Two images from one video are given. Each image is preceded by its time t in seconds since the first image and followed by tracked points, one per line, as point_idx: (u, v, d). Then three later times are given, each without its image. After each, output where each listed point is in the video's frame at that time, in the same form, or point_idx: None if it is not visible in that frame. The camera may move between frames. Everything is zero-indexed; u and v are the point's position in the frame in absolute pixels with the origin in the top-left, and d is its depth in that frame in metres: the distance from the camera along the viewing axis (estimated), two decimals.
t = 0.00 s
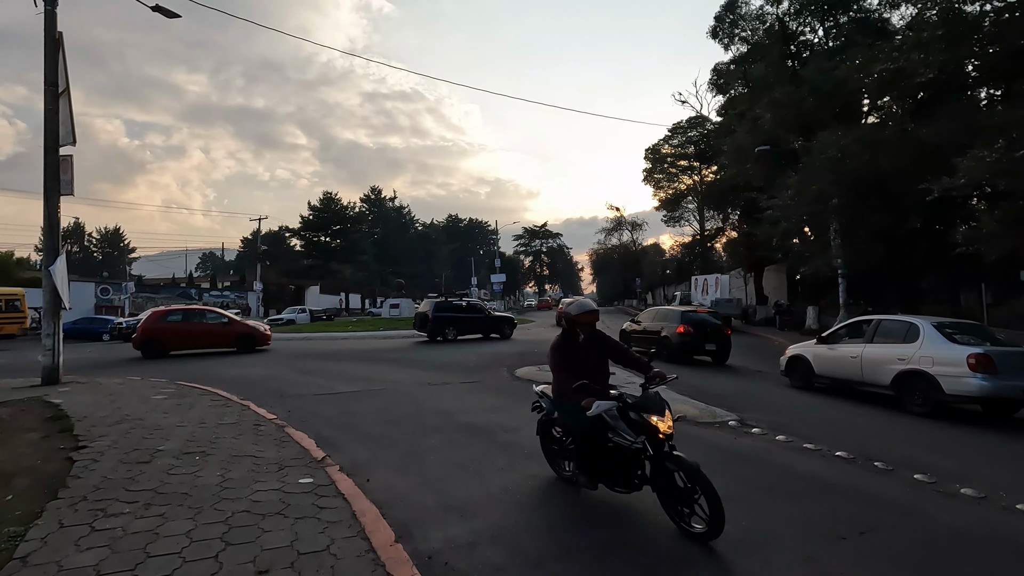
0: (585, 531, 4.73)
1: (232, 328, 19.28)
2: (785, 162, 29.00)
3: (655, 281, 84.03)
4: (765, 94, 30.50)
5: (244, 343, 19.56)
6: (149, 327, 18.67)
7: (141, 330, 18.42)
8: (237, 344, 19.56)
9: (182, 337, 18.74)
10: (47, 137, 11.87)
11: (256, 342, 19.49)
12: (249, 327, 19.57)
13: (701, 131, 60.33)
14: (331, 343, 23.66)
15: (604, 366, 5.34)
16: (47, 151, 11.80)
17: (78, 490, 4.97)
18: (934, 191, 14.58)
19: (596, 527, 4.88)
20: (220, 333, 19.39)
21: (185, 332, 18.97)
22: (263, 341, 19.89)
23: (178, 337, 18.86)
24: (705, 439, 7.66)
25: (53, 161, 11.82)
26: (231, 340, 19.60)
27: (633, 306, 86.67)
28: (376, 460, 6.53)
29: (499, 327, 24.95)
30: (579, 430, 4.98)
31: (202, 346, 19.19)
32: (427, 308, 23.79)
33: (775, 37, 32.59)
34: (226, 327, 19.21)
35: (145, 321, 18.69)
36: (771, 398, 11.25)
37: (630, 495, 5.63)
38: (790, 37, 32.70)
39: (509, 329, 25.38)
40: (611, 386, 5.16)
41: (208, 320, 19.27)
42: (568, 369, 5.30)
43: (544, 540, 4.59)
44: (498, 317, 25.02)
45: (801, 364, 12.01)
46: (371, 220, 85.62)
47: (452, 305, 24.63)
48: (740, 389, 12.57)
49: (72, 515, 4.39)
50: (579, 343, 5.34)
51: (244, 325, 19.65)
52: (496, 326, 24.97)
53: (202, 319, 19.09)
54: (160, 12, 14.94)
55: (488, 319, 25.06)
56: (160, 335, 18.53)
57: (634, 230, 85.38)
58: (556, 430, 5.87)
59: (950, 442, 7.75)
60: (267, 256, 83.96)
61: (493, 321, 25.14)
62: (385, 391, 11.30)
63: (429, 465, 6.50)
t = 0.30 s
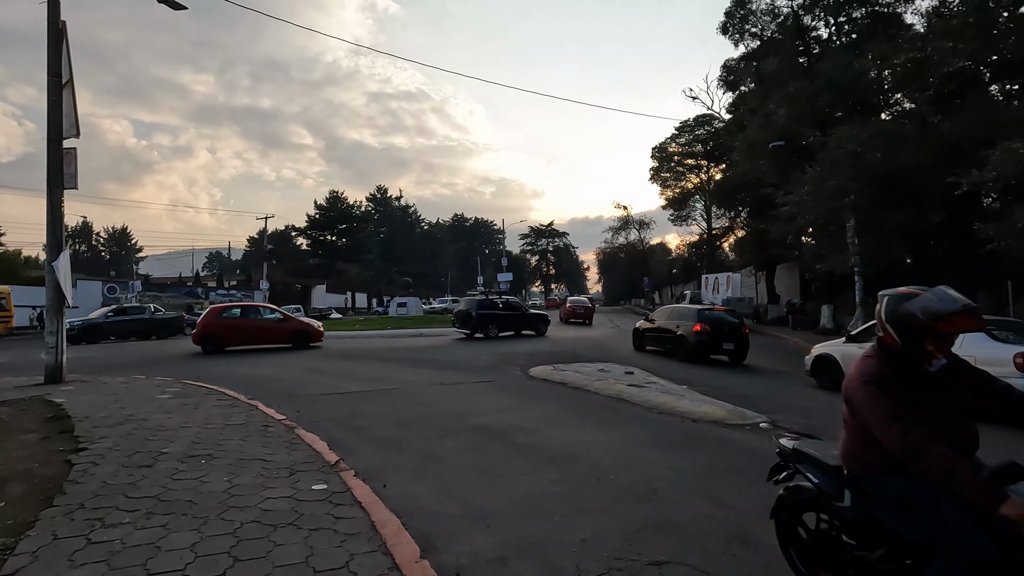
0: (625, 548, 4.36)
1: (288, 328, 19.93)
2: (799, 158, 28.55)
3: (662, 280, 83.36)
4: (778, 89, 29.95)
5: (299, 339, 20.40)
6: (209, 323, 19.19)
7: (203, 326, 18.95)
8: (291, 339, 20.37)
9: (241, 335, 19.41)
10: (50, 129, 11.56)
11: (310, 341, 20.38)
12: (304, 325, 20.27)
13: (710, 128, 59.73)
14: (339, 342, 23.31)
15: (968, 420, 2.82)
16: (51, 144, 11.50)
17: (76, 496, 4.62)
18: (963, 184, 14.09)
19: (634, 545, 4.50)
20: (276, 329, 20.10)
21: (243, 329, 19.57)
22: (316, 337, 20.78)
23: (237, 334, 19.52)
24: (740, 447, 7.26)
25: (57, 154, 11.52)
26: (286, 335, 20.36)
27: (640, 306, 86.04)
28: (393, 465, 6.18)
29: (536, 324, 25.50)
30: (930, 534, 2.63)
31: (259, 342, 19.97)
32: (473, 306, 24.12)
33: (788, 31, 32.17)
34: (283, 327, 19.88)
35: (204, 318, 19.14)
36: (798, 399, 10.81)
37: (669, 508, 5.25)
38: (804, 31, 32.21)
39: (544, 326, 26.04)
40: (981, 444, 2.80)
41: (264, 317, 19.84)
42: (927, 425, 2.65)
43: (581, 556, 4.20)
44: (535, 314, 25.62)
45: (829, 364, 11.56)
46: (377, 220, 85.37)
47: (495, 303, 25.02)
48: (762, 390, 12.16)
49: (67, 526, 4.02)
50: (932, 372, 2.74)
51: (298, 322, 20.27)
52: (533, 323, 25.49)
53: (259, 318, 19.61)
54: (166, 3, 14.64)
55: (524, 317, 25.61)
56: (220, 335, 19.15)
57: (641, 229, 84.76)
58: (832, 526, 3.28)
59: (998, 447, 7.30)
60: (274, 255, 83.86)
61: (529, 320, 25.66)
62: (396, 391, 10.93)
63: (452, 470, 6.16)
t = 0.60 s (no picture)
0: None
1: (342, 327, 20.17)
2: (816, 154, 28.01)
3: (671, 279, 82.61)
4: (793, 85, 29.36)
5: (352, 338, 20.62)
6: (266, 322, 19.50)
7: (261, 325, 19.28)
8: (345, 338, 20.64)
9: (296, 335, 19.70)
10: (54, 126, 11.25)
11: (363, 341, 20.63)
12: (357, 324, 20.48)
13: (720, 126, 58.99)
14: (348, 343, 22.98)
15: None
16: (54, 141, 11.20)
17: (70, 521, 4.23)
18: (997, 179, 13.53)
19: None
20: (330, 328, 20.34)
21: (298, 328, 19.85)
22: (369, 336, 20.99)
23: (293, 332, 19.82)
24: (778, 459, 6.82)
25: (61, 152, 11.22)
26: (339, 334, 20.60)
27: (649, 305, 85.36)
28: (412, 480, 5.77)
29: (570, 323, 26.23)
30: None
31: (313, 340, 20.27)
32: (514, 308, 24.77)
33: (804, 25, 31.64)
34: (337, 326, 20.10)
35: (262, 316, 19.45)
36: (829, 405, 10.35)
37: (714, 532, 4.81)
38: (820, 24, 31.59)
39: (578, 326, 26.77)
40: None
41: (320, 316, 20.08)
42: None
43: None
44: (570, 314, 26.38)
45: (862, 369, 11.10)
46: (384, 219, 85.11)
47: (534, 304, 25.64)
48: (788, 394, 11.68)
49: (58, 557, 3.65)
50: None
51: (351, 321, 20.47)
52: (568, 323, 26.21)
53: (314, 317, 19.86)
54: None
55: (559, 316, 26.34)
56: (277, 334, 19.44)
57: (650, 227, 84.09)
58: None
59: None
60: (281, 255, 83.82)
61: (563, 320, 26.32)
62: (410, 395, 10.57)
63: (475, 486, 5.75)
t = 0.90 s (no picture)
0: None
1: (393, 325, 20.59)
2: (832, 151, 27.47)
3: (680, 279, 81.99)
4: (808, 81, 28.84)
5: (403, 336, 21.05)
6: (322, 319, 20.11)
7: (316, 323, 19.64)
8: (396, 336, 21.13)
9: (351, 332, 20.24)
10: (56, 120, 10.96)
11: (413, 338, 21.08)
12: (407, 323, 20.86)
13: (729, 124, 58.38)
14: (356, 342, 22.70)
15: None
16: (57, 136, 10.93)
17: (61, 535, 3.89)
18: None
19: None
20: (381, 325, 20.76)
21: (352, 325, 20.36)
22: (419, 334, 21.42)
23: (346, 329, 20.31)
24: (815, 468, 6.42)
25: (64, 146, 10.94)
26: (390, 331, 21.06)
27: (657, 305, 84.80)
28: (429, 490, 5.41)
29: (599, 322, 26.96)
30: None
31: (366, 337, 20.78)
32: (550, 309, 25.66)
33: (819, 20, 31.04)
34: (388, 324, 20.54)
35: (317, 313, 20.06)
36: (857, 409, 9.94)
37: (760, 550, 4.41)
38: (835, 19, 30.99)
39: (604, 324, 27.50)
40: None
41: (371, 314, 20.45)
42: None
43: None
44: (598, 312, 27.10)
45: (892, 371, 10.69)
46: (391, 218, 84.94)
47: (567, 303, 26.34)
48: (813, 397, 11.24)
49: None
50: None
51: (402, 320, 20.85)
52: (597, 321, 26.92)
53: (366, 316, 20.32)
54: None
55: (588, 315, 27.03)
56: (331, 331, 20.03)
57: (658, 227, 83.50)
58: None
59: None
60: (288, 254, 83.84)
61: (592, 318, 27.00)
62: (422, 397, 10.24)
63: (497, 496, 5.38)
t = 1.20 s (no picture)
0: None
1: (442, 324, 20.72)
2: (849, 148, 26.85)
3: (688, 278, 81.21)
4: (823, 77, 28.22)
5: (451, 335, 21.35)
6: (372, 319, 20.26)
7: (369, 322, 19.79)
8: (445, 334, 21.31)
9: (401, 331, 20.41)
10: (57, 116, 10.61)
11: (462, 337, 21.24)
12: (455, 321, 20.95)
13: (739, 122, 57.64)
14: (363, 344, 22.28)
15: None
16: (59, 133, 10.58)
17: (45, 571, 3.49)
18: None
19: None
20: (430, 324, 20.93)
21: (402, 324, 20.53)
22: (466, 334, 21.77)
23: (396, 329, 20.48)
24: (863, 490, 5.95)
25: (65, 144, 10.59)
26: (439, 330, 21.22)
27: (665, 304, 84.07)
28: (449, 512, 4.98)
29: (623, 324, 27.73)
30: None
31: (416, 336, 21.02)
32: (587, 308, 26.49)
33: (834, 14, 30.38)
34: (438, 323, 20.69)
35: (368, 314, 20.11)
36: (892, 416, 9.47)
37: None
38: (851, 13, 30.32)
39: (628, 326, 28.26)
40: None
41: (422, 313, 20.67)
42: None
43: None
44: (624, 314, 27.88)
45: (926, 377, 10.19)
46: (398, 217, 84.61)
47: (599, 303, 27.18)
48: (843, 404, 10.75)
49: None
50: None
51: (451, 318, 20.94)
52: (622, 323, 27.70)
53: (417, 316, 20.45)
54: None
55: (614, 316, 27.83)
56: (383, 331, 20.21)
57: (666, 226, 82.78)
58: None
59: None
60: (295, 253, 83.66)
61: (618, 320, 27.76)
62: (435, 403, 9.84)
63: (524, 519, 4.95)
